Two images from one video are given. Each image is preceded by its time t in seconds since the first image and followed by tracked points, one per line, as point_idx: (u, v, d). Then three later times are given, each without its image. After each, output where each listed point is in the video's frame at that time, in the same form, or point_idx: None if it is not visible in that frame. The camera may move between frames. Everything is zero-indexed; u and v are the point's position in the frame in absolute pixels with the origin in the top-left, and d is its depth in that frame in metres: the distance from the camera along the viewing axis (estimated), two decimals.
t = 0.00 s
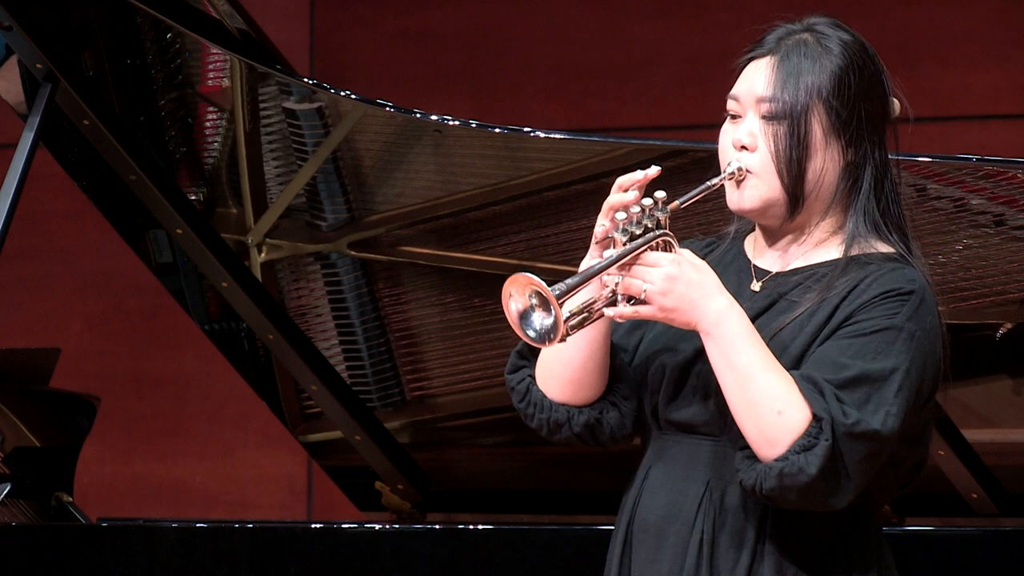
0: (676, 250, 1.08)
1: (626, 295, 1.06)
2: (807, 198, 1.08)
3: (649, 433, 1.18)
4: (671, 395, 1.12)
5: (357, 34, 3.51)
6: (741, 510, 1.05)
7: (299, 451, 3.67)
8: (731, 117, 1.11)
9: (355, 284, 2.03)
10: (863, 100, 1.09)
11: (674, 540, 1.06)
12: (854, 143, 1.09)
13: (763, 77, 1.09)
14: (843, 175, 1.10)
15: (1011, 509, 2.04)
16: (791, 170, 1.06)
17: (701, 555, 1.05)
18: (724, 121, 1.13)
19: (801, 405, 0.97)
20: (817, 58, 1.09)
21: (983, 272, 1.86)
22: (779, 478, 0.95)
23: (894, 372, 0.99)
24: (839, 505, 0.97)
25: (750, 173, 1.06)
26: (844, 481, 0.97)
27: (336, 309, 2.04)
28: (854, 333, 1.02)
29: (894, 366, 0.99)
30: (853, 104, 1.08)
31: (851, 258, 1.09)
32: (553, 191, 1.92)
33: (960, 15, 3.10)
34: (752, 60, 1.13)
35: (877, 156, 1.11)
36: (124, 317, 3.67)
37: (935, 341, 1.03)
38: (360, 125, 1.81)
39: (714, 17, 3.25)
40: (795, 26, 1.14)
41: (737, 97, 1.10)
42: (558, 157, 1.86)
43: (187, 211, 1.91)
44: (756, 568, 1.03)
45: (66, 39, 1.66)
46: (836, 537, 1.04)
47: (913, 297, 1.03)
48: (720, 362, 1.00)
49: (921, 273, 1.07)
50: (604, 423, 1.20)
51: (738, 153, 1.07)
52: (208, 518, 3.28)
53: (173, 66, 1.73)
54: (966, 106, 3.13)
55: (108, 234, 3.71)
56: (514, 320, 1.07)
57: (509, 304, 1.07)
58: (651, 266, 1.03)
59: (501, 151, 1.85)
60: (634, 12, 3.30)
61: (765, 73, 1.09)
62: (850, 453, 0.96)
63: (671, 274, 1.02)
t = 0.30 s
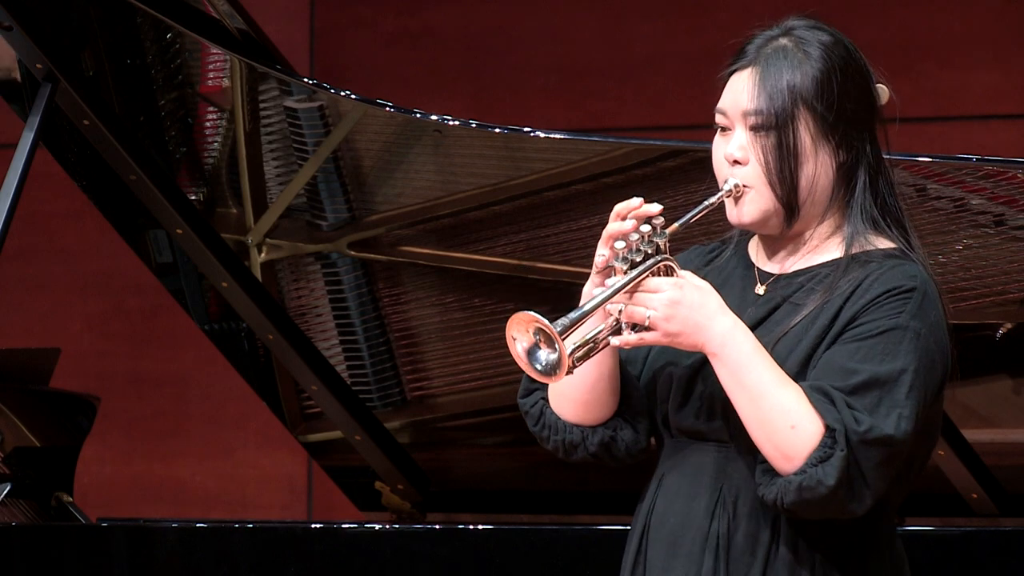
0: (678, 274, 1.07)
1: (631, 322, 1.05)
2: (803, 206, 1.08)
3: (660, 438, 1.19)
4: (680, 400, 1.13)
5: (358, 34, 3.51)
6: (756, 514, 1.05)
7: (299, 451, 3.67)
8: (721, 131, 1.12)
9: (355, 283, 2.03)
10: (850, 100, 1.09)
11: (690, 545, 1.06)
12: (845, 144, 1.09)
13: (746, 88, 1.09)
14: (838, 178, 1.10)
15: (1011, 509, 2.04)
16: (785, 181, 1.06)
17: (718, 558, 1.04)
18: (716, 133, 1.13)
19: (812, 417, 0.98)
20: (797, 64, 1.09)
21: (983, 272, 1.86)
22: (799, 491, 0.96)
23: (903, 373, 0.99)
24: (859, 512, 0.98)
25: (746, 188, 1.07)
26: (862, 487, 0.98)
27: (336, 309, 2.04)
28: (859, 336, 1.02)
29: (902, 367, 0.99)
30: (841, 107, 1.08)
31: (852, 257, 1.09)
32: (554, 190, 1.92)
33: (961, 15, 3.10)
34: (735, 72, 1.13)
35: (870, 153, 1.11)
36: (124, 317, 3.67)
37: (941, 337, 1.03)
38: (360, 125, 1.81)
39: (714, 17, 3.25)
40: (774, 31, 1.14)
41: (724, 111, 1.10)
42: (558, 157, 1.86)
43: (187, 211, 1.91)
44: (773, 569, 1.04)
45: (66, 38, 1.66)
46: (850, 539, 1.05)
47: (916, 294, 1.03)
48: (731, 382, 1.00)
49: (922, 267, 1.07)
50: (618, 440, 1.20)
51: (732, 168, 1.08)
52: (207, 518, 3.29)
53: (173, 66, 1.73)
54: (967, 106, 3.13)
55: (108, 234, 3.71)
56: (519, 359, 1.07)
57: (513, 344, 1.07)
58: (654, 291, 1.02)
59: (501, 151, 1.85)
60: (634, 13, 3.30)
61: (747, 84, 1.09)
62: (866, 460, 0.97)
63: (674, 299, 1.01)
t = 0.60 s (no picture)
0: (673, 266, 1.09)
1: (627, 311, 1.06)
2: (800, 211, 1.08)
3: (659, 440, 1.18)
4: (683, 404, 1.12)
5: (358, 34, 3.51)
6: (758, 515, 1.05)
7: (299, 451, 3.67)
8: (716, 137, 1.12)
9: (355, 283, 2.03)
10: (844, 103, 1.09)
11: (695, 547, 1.06)
12: (841, 147, 1.09)
13: (739, 94, 1.10)
14: (836, 180, 1.10)
15: (1011, 509, 2.03)
16: (782, 187, 1.06)
17: (722, 561, 1.05)
18: (710, 140, 1.14)
19: (812, 404, 0.98)
20: (790, 68, 1.09)
21: (982, 272, 1.86)
22: (802, 475, 0.96)
23: (901, 363, 0.99)
24: (862, 498, 0.97)
25: (745, 195, 1.08)
26: (864, 473, 0.97)
27: (335, 308, 2.04)
28: (858, 330, 1.02)
29: (900, 357, 0.99)
30: (835, 110, 1.08)
31: (849, 257, 1.09)
32: (554, 190, 1.92)
33: (961, 15, 3.10)
34: (728, 77, 1.14)
35: (866, 155, 1.11)
36: (124, 317, 3.67)
37: (938, 332, 1.03)
38: (360, 125, 1.82)
39: (714, 17, 3.25)
40: (765, 35, 1.14)
41: (719, 117, 1.10)
42: (559, 157, 1.86)
43: (187, 211, 1.91)
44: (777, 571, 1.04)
45: (66, 38, 1.66)
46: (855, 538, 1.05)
47: (912, 290, 1.03)
48: (728, 370, 1.00)
49: (918, 266, 1.07)
50: (601, 431, 1.21)
51: (729, 175, 1.09)
52: (208, 518, 3.28)
53: (173, 66, 1.72)
54: (967, 106, 3.13)
55: (108, 234, 3.72)
56: (514, 332, 1.08)
57: (510, 315, 1.08)
58: (651, 281, 1.04)
59: (501, 151, 1.85)
60: (634, 12, 3.30)
61: (740, 90, 1.10)
62: (867, 445, 0.97)
63: (671, 288, 1.02)
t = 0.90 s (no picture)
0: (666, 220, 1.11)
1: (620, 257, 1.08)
2: (796, 198, 1.09)
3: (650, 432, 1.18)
4: (680, 397, 1.12)
5: (357, 34, 3.51)
6: (754, 507, 1.05)
7: (300, 451, 3.67)
8: (715, 126, 1.14)
9: (355, 283, 2.03)
10: (844, 95, 1.11)
11: (691, 540, 1.06)
12: (839, 138, 1.10)
13: (741, 83, 1.12)
14: (831, 174, 1.10)
15: (1011, 509, 2.03)
16: (780, 172, 1.07)
17: (717, 552, 1.04)
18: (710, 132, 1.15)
19: (804, 354, 0.98)
20: (792, 60, 1.11)
21: (982, 272, 1.86)
22: (793, 422, 0.95)
23: (891, 332, 0.98)
24: (852, 452, 0.96)
25: (742, 180, 1.08)
26: (855, 426, 0.96)
27: (336, 308, 2.04)
28: (849, 301, 1.02)
29: (890, 326, 0.99)
30: (835, 101, 1.10)
31: (840, 247, 1.08)
32: (554, 191, 1.91)
33: (961, 15, 3.10)
34: (729, 69, 1.16)
35: (861, 152, 1.12)
36: (124, 317, 3.67)
37: (927, 312, 1.03)
38: (360, 125, 1.82)
39: (714, 17, 3.25)
40: (767, 33, 1.16)
41: (720, 106, 1.12)
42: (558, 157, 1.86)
43: (187, 211, 1.90)
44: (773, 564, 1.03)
45: (66, 38, 1.66)
46: (844, 526, 1.05)
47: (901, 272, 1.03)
48: (717, 320, 1.01)
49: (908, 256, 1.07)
50: (572, 393, 1.22)
51: (727, 160, 1.09)
52: (208, 518, 3.28)
53: (173, 67, 1.72)
54: (967, 106, 3.13)
55: (108, 234, 3.72)
56: (507, 243, 1.11)
57: (509, 223, 1.11)
58: (645, 230, 1.06)
59: (502, 150, 1.85)
60: (634, 12, 3.30)
61: (742, 79, 1.12)
62: (858, 395, 0.96)
63: (665, 239, 1.04)
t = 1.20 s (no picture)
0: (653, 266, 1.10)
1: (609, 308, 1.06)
2: (775, 215, 1.08)
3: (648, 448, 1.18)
4: (670, 411, 1.13)
5: (357, 34, 3.51)
6: (751, 514, 1.06)
7: (300, 452, 3.67)
8: (689, 146, 1.12)
9: (355, 284, 2.03)
10: (816, 105, 1.09)
11: (685, 545, 1.06)
12: (815, 150, 1.09)
13: (709, 103, 1.10)
14: (812, 185, 1.10)
15: (1011, 509, 2.04)
16: (758, 192, 1.06)
17: (712, 559, 1.05)
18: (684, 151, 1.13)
19: (796, 400, 0.99)
20: (759, 75, 1.09)
21: (982, 272, 1.87)
22: (790, 473, 0.97)
23: (884, 355, 1.00)
24: (851, 491, 0.98)
25: (720, 201, 1.07)
26: (852, 466, 0.98)
27: (336, 308, 2.04)
28: (839, 328, 1.03)
29: (883, 349, 1.01)
30: (807, 112, 1.08)
31: (829, 256, 1.09)
32: (554, 190, 1.91)
33: (960, 15, 3.10)
34: (696, 88, 1.14)
35: (838, 157, 1.12)
36: (124, 317, 3.67)
37: (921, 324, 1.05)
38: (360, 126, 1.82)
39: (714, 17, 3.25)
40: (732, 44, 1.14)
41: (692, 126, 1.11)
42: (558, 157, 1.86)
43: (187, 211, 1.90)
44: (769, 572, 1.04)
45: (66, 38, 1.65)
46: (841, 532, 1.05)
47: (893, 285, 1.04)
48: (709, 373, 1.00)
49: (897, 264, 1.08)
50: (584, 434, 1.22)
51: (705, 182, 1.08)
52: (208, 518, 3.28)
53: (173, 66, 1.72)
54: (967, 106, 3.13)
55: (108, 234, 3.71)
56: (498, 322, 1.08)
57: (495, 304, 1.07)
58: (633, 280, 1.03)
59: (502, 151, 1.85)
60: (634, 12, 3.30)
61: (711, 98, 1.10)
62: (855, 436, 0.98)
63: (653, 287, 1.02)
